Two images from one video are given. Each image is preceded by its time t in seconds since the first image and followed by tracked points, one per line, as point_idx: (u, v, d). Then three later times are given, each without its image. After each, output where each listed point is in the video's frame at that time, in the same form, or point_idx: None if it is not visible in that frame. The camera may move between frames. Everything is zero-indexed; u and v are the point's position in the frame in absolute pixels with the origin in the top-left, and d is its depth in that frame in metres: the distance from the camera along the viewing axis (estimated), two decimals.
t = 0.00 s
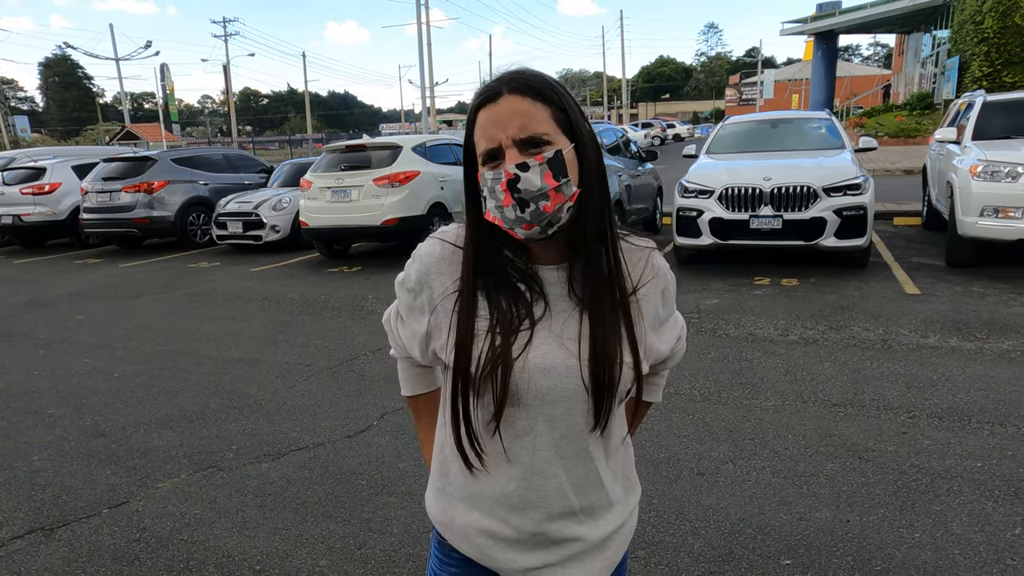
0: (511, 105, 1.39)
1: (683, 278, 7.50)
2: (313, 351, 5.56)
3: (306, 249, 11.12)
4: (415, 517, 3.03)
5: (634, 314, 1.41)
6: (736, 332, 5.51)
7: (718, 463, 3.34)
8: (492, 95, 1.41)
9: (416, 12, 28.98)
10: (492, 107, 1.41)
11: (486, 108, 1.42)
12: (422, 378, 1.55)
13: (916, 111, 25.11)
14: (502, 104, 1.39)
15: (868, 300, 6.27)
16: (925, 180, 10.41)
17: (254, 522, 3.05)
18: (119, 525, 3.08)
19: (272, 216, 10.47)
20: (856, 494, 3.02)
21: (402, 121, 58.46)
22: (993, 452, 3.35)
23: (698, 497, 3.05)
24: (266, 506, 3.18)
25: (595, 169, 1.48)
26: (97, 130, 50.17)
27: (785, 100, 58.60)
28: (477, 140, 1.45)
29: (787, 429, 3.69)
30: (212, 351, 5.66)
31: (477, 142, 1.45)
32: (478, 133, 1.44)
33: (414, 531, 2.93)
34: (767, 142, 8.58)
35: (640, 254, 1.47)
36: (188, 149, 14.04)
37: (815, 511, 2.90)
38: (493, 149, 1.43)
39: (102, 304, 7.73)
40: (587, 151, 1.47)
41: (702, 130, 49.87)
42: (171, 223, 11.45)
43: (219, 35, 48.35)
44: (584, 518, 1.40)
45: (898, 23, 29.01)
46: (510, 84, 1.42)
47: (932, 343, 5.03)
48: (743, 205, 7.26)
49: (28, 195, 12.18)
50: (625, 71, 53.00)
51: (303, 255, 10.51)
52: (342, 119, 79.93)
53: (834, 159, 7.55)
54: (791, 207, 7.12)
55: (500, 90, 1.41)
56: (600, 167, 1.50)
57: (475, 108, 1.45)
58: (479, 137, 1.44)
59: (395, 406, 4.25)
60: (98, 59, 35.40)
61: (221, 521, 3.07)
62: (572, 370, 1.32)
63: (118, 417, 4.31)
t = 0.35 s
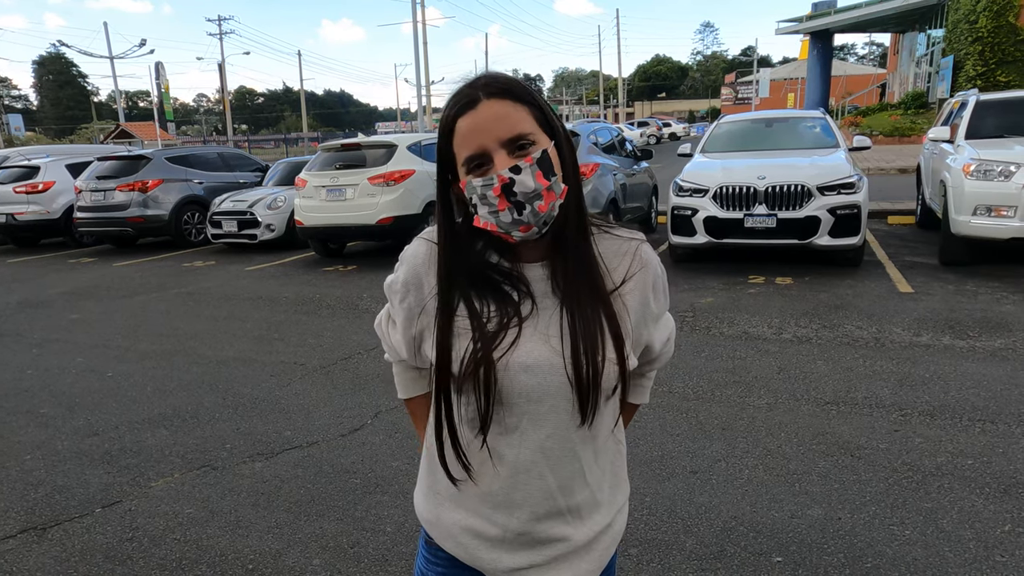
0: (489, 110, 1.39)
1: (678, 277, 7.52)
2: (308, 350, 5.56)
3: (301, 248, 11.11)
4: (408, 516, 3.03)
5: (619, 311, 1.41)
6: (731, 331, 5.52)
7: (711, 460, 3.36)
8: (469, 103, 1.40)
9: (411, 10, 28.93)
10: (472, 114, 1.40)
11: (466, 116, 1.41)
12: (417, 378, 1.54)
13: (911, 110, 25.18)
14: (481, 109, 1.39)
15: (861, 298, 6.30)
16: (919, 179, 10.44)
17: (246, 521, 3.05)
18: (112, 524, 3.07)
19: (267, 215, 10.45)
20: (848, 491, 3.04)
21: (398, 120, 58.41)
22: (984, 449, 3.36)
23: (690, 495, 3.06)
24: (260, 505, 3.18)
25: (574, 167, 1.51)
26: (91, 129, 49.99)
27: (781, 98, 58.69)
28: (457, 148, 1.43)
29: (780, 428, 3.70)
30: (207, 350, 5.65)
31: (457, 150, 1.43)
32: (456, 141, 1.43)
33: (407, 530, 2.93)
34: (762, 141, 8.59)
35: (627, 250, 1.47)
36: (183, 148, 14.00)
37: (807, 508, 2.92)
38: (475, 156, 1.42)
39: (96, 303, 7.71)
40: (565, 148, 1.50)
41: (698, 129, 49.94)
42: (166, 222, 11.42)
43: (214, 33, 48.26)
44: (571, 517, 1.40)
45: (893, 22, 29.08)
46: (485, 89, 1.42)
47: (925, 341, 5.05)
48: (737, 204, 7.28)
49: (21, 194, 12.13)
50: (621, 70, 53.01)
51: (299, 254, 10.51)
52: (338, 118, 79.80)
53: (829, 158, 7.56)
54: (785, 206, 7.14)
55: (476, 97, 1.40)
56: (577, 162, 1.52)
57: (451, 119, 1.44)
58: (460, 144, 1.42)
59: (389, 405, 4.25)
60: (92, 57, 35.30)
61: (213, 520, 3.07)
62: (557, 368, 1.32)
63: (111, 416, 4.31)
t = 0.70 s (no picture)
0: (490, 100, 1.40)
1: (674, 275, 7.53)
2: (304, 348, 5.55)
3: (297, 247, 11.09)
4: (404, 514, 3.03)
5: (612, 310, 1.42)
6: (726, 329, 5.54)
7: (707, 458, 3.37)
8: (473, 92, 1.42)
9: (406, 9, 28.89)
10: (473, 103, 1.42)
11: (467, 104, 1.42)
12: (412, 377, 1.54)
13: (905, 109, 25.24)
14: (481, 98, 1.40)
15: (856, 296, 6.32)
16: (914, 177, 10.47)
17: (242, 520, 3.05)
18: (108, 523, 3.07)
19: (262, 214, 10.43)
20: (843, 488, 3.05)
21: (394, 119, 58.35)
22: (978, 446, 3.38)
23: (686, 492, 3.07)
24: (257, 504, 3.18)
25: (573, 166, 1.50)
26: (85, 127, 49.87)
27: (777, 97, 58.83)
28: (455, 133, 1.46)
29: (775, 425, 3.72)
30: (202, 349, 5.65)
31: (456, 135, 1.46)
32: (455, 127, 1.45)
33: (403, 528, 2.94)
34: (758, 139, 8.61)
35: (619, 250, 1.47)
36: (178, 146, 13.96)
37: (802, 505, 2.93)
38: (471, 143, 1.44)
39: (91, 302, 7.69)
40: (565, 148, 1.50)
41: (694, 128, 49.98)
42: (161, 221, 11.39)
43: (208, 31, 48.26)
44: (566, 514, 1.41)
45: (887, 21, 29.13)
46: (489, 80, 1.43)
47: (919, 339, 5.07)
48: (733, 202, 7.29)
49: (15, 193, 12.08)
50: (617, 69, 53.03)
51: (295, 253, 10.49)
52: (334, 116, 79.68)
53: (824, 156, 7.58)
54: (781, 204, 7.15)
55: (480, 86, 1.42)
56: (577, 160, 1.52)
57: (455, 106, 1.46)
58: (457, 131, 1.45)
59: (385, 403, 4.26)
60: (87, 55, 35.18)
61: (209, 519, 3.07)
62: (550, 365, 1.33)
63: (107, 415, 4.30)
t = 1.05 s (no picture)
0: (498, 89, 1.38)
1: (673, 274, 7.51)
2: (301, 347, 5.53)
3: (294, 246, 11.06)
4: (401, 515, 3.01)
5: (607, 306, 1.39)
6: (725, 328, 5.52)
7: (706, 458, 3.35)
8: (480, 80, 1.39)
9: (405, 8, 28.86)
10: (480, 91, 1.39)
11: (474, 92, 1.39)
12: (406, 374, 1.52)
13: (904, 109, 25.25)
14: (489, 86, 1.38)
15: (855, 295, 6.30)
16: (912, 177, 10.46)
17: (237, 521, 3.02)
18: (102, 524, 3.04)
19: (260, 213, 10.39)
20: (842, 488, 3.03)
21: (392, 118, 58.28)
22: (978, 446, 3.36)
23: (684, 492, 3.05)
24: (252, 505, 3.16)
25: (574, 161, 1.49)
26: (83, 126, 49.78)
27: (775, 96, 58.85)
28: (459, 122, 1.41)
29: (774, 425, 3.70)
30: (198, 348, 5.62)
31: (460, 125, 1.42)
32: (460, 116, 1.41)
33: (400, 528, 2.91)
34: (756, 138, 8.59)
35: (613, 248, 1.46)
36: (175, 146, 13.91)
37: (801, 505, 2.91)
38: (477, 133, 1.40)
39: (87, 301, 7.66)
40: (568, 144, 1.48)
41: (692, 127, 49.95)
42: (158, 219, 11.36)
43: (206, 30, 48.23)
44: (559, 512, 1.39)
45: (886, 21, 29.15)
46: (495, 71, 1.41)
47: (918, 338, 5.06)
48: (732, 201, 7.28)
49: (12, 191, 12.04)
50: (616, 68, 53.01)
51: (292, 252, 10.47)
52: (332, 115, 79.57)
53: (823, 155, 7.56)
54: (780, 203, 7.14)
55: (487, 74, 1.39)
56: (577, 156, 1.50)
57: (457, 96, 1.42)
58: (462, 120, 1.41)
59: (383, 403, 4.23)
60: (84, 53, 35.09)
61: (203, 520, 3.04)
62: (544, 360, 1.30)
63: (101, 415, 4.27)
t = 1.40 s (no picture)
0: (474, 97, 1.36)
1: (673, 275, 7.48)
2: (300, 349, 5.50)
3: (293, 246, 11.03)
4: (400, 518, 2.98)
5: (612, 312, 1.37)
6: (726, 330, 5.49)
7: (707, 462, 3.32)
8: (464, 86, 1.38)
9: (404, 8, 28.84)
10: (462, 98, 1.39)
11: (457, 100, 1.40)
12: (409, 376, 1.49)
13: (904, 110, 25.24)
14: (466, 94, 1.37)
15: (856, 297, 6.27)
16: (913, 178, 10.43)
17: (234, 525, 2.99)
18: (98, 528, 3.02)
19: (259, 213, 10.36)
20: (845, 493, 3.00)
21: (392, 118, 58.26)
22: (982, 450, 3.34)
23: (686, 496, 3.02)
24: (249, 509, 3.13)
25: (573, 163, 1.41)
26: (82, 125, 49.75)
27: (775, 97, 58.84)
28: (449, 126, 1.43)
29: (777, 428, 3.67)
30: (197, 349, 5.59)
31: (452, 129, 1.42)
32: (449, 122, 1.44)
33: (399, 533, 2.88)
34: (757, 139, 8.57)
35: (620, 252, 1.43)
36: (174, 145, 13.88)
37: (804, 510, 2.88)
38: (462, 137, 1.41)
39: (85, 301, 7.63)
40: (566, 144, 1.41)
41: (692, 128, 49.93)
42: (157, 219, 11.32)
43: (204, 29, 48.12)
44: (560, 517, 1.35)
45: (886, 22, 29.14)
46: (485, 75, 1.38)
47: (920, 340, 5.03)
48: (733, 202, 7.25)
49: (10, 191, 12.00)
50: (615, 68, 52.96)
51: (291, 252, 10.44)
52: (332, 115, 79.47)
53: (824, 156, 7.54)
54: (781, 204, 7.11)
55: (473, 80, 1.37)
56: (574, 157, 1.42)
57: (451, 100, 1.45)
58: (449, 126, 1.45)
59: (382, 405, 4.20)
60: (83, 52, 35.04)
61: (200, 524, 3.02)
62: (548, 364, 1.28)
63: (98, 416, 4.24)
